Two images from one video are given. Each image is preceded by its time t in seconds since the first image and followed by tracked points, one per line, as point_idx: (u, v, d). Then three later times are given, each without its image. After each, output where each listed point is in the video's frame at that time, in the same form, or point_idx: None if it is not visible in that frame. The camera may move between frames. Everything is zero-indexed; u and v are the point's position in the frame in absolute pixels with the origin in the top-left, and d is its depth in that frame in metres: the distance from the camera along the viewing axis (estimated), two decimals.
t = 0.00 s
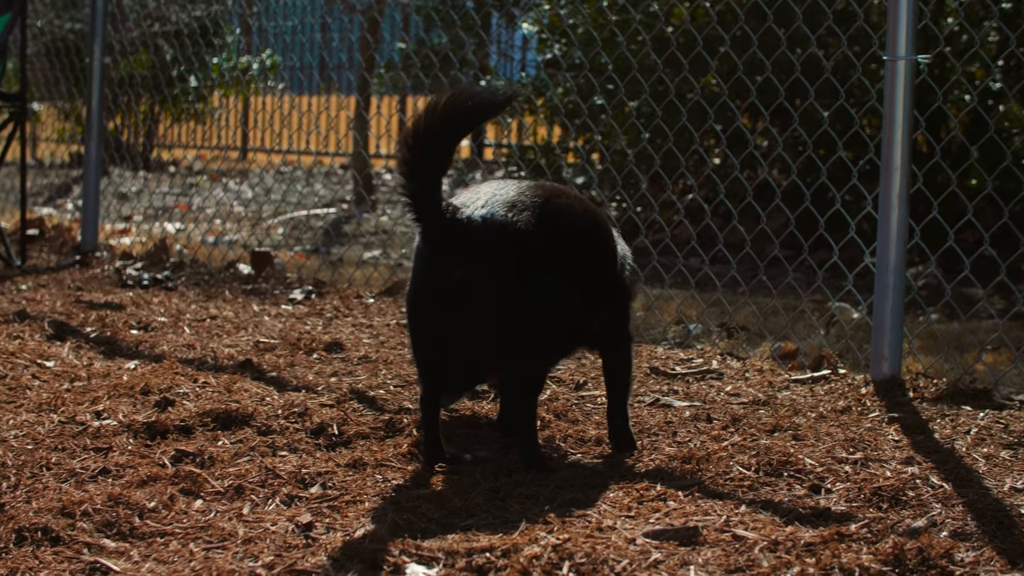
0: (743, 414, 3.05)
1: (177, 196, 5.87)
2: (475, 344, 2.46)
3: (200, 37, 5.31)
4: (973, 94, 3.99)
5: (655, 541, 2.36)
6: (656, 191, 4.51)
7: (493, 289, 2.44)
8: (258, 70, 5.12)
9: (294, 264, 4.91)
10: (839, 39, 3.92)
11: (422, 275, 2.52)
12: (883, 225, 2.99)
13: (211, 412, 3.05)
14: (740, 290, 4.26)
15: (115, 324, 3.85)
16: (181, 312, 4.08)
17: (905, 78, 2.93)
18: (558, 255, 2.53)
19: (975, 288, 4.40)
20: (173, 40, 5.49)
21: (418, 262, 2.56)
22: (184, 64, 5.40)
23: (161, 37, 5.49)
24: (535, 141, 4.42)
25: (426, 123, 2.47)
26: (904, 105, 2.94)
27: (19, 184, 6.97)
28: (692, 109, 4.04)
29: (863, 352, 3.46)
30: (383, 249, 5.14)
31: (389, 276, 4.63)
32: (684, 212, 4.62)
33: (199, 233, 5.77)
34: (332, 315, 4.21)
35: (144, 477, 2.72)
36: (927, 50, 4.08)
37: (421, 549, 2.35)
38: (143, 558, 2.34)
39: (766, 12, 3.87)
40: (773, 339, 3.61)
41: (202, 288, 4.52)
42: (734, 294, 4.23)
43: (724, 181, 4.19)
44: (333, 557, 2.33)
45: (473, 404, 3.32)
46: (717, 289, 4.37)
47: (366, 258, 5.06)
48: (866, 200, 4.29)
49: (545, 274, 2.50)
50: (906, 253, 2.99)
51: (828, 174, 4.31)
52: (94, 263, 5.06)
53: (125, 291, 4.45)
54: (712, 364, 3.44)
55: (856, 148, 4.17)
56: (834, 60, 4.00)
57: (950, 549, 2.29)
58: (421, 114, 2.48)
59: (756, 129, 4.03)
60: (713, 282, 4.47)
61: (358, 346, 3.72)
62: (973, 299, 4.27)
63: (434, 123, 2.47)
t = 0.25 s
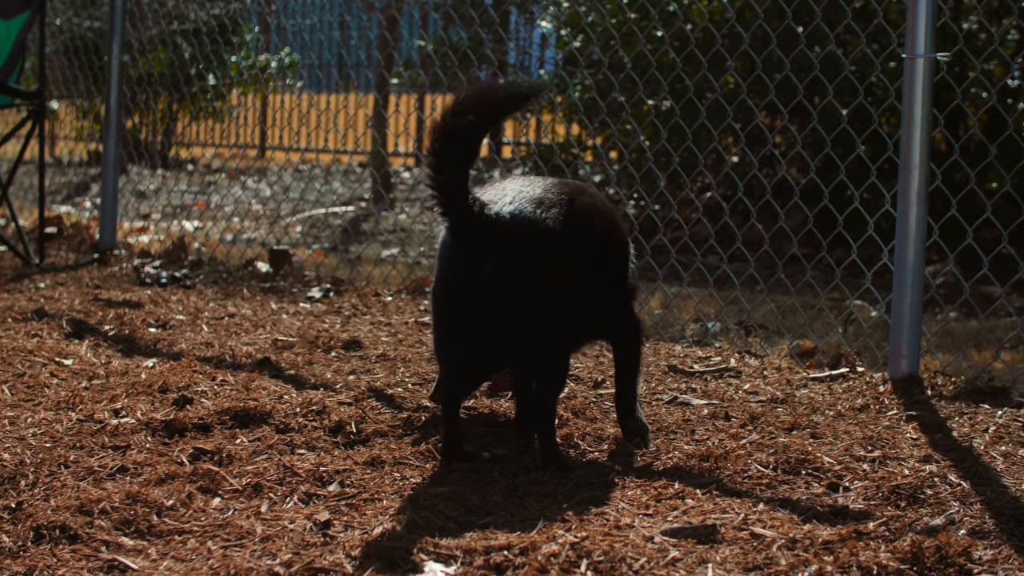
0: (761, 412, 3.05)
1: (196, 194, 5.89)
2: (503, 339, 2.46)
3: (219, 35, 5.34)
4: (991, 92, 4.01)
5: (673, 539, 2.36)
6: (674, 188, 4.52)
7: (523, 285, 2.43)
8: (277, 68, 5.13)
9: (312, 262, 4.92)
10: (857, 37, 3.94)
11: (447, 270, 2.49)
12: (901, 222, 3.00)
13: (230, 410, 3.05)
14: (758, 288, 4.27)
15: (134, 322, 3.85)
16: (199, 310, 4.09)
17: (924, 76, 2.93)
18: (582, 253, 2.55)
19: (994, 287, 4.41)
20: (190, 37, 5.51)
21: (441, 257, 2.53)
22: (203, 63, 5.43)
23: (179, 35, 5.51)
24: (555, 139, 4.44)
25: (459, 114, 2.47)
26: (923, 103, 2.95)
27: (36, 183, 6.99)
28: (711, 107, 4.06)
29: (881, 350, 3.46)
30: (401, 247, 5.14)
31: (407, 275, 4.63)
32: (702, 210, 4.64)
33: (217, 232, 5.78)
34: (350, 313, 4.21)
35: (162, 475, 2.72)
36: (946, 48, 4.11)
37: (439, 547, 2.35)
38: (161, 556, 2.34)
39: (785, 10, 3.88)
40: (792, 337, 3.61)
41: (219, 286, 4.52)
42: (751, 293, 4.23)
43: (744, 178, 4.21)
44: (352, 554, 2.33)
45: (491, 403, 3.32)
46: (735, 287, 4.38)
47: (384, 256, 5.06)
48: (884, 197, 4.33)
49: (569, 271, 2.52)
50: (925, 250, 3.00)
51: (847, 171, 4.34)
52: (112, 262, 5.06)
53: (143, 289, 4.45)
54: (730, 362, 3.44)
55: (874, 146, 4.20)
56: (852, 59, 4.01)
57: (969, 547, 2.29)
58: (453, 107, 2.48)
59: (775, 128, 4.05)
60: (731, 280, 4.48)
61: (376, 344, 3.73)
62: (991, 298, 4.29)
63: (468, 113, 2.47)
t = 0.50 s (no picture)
0: (768, 412, 3.05)
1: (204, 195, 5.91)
2: (517, 340, 2.46)
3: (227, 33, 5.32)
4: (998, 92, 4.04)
5: (679, 539, 2.36)
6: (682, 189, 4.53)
7: (539, 284, 2.44)
8: (285, 67, 5.15)
9: (319, 260, 4.93)
10: (866, 37, 3.96)
11: (462, 268, 2.49)
12: (909, 222, 3.02)
13: (236, 409, 3.05)
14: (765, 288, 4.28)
15: (141, 321, 3.85)
16: (206, 309, 4.09)
17: (932, 76, 2.96)
18: (597, 257, 2.56)
19: (1002, 286, 4.43)
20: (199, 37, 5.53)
21: (456, 255, 2.53)
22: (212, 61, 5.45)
23: (188, 35, 5.53)
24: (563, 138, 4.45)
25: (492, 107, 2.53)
26: (930, 103, 2.97)
27: (43, 183, 7.01)
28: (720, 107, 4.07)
29: (888, 349, 3.47)
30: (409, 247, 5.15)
31: (414, 274, 4.63)
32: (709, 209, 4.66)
33: (224, 232, 5.79)
34: (357, 312, 4.22)
35: (169, 474, 2.72)
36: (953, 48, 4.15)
37: (445, 547, 2.35)
38: (167, 555, 2.34)
39: (793, 9, 3.90)
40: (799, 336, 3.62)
41: (227, 285, 4.53)
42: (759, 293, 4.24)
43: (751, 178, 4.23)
44: (359, 554, 2.33)
45: (499, 402, 3.32)
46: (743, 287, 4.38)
47: (392, 255, 5.07)
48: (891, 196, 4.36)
49: (584, 273, 2.52)
50: (932, 249, 3.02)
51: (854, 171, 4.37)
52: (118, 260, 5.06)
53: (150, 288, 4.45)
54: (737, 362, 3.45)
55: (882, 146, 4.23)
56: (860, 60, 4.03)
57: (975, 547, 2.30)
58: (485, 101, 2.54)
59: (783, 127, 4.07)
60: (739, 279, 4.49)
61: (383, 343, 3.73)
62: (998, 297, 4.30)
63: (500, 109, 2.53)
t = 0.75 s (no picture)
0: (767, 411, 3.05)
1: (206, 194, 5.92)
2: (527, 336, 2.51)
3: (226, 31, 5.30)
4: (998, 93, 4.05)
5: (678, 538, 2.36)
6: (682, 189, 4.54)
7: (546, 281, 2.48)
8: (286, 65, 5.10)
9: (319, 261, 4.92)
10: (866, 37, 3.96)
11: (469, 265, 2.54)
12: (909, 221, 3.02)
13: (235, 408, 3.05)
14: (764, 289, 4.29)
15: (140, 320, 3.85)
16: (205, 309, 4.09)
17: (932, 75, 2.96)
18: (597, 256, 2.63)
19: (1001, 287, 4.44)
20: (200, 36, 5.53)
21: (463, 252, 2.57)
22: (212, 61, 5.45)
23: (188, 34, 5.55)
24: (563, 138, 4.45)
25: (510, 100, 2.52)
26: (930, 102, 2.97)
27: (43, 183, 7.01)
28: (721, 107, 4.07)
29: (887, 349, 3.47)
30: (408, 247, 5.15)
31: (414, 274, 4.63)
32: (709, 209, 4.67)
33: (223, 232, 5.79)
34: (357, 311, 4.22)
35: (168, 473, 2.71)
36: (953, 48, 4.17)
37: (444, 546, 2.36)
38: (166, 553, 2.34)
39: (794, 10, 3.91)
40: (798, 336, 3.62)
41: (227, 284, 4.53)
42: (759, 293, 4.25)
43: (751, 178, 4.23)
44: (358, 553, 2.33)
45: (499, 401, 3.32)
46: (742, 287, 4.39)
47: (391, 255, 5.07)
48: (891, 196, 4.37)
49: (587, 270, 2.58)
50: (931, 248, 3.02)
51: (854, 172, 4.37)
52: (118, 259, 5.07)
53: (150, 287, 4.45)
54: (737, 361, 3.45)
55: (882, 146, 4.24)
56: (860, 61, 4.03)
57: (974, 547, 2.30)
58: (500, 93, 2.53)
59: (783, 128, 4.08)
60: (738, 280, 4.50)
61: (383, 342, 3.73)
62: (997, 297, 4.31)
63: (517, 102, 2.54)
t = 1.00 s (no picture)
0: (766, 412, 3.05)
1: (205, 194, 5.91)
2: (532, 333, 2.53)
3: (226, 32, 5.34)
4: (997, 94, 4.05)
5: (676, 539, 2.36)
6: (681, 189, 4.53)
7: (550, 281, 2.51)
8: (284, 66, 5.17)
9: (318, 261, 4.92)
10: (865, 38, 3.96)
11: (474, 264, 2.56)
12: (907, 222, 3.02)
13: (234, 409, 3.05)
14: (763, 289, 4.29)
15: (139, 321, 3.85)
16: (204, 309, 4.09)
17: (931, 76, 2.96)
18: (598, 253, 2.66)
19: (1000, 288, 4.44)
20: (198, 36, 5.54)
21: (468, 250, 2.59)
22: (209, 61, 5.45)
23: (187, 34, 5.57)
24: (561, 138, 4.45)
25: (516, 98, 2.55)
26: (929, 102, 2.97)
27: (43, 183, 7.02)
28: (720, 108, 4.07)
29: (886, 350, 3.47)
30: (407, 248, 5.15)
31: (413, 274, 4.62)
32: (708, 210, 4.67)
33: (223, 233, 5.79)
34: (355, 312, 4.22)
35: (167, 473, 2.72)
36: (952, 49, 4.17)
37: (442, 547, 2.36)
38: (164, 554, 2.34)
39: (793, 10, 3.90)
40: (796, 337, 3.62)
41: (226, 285, 4.53)
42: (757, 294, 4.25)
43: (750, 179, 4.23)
44: (356, 553, 2.32)
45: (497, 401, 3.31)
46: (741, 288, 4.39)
47: (391, 256, 5.07)
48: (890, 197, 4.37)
49: (591, 270, 2.61)
50: (930, 249, 3.02)
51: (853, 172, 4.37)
52: (117, 260, 5.07)
53: (149, 288, 4.45)
54: (735, 362, 3.45)
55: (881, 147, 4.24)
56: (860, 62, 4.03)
57: (973, 547, 2.29)
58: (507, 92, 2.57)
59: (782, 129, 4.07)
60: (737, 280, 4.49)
61: (381, 342, 3.73)
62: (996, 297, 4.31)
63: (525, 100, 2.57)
